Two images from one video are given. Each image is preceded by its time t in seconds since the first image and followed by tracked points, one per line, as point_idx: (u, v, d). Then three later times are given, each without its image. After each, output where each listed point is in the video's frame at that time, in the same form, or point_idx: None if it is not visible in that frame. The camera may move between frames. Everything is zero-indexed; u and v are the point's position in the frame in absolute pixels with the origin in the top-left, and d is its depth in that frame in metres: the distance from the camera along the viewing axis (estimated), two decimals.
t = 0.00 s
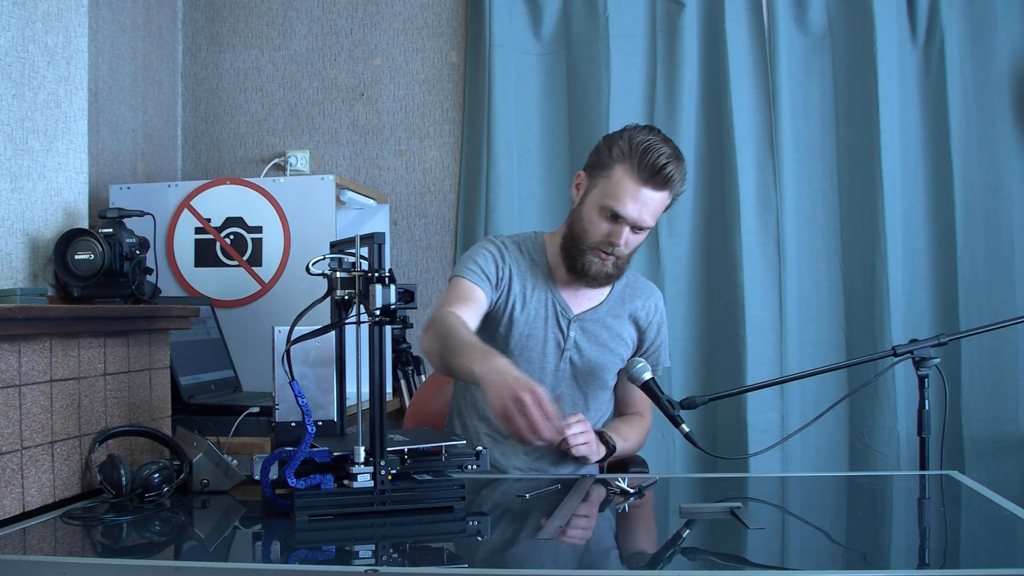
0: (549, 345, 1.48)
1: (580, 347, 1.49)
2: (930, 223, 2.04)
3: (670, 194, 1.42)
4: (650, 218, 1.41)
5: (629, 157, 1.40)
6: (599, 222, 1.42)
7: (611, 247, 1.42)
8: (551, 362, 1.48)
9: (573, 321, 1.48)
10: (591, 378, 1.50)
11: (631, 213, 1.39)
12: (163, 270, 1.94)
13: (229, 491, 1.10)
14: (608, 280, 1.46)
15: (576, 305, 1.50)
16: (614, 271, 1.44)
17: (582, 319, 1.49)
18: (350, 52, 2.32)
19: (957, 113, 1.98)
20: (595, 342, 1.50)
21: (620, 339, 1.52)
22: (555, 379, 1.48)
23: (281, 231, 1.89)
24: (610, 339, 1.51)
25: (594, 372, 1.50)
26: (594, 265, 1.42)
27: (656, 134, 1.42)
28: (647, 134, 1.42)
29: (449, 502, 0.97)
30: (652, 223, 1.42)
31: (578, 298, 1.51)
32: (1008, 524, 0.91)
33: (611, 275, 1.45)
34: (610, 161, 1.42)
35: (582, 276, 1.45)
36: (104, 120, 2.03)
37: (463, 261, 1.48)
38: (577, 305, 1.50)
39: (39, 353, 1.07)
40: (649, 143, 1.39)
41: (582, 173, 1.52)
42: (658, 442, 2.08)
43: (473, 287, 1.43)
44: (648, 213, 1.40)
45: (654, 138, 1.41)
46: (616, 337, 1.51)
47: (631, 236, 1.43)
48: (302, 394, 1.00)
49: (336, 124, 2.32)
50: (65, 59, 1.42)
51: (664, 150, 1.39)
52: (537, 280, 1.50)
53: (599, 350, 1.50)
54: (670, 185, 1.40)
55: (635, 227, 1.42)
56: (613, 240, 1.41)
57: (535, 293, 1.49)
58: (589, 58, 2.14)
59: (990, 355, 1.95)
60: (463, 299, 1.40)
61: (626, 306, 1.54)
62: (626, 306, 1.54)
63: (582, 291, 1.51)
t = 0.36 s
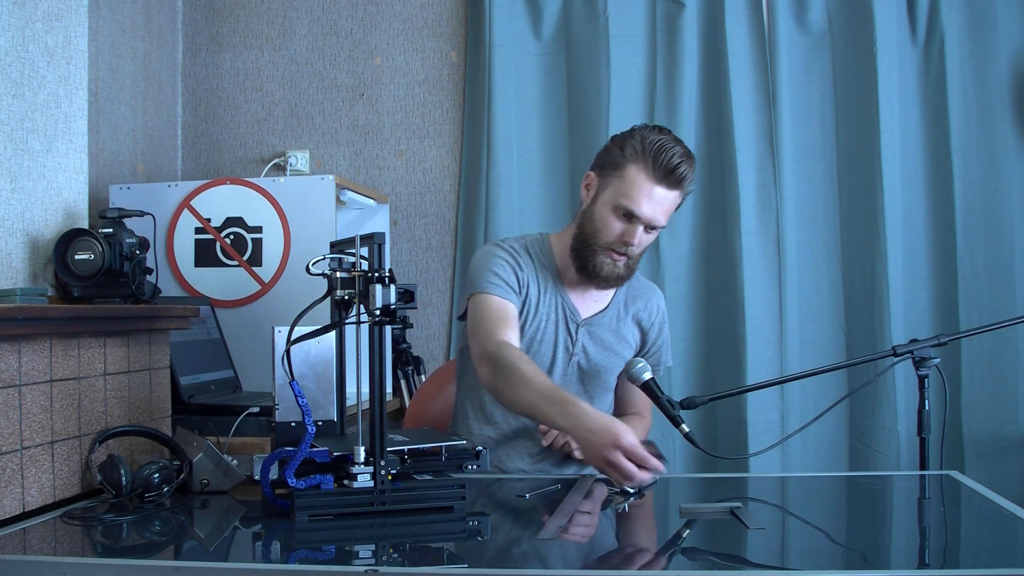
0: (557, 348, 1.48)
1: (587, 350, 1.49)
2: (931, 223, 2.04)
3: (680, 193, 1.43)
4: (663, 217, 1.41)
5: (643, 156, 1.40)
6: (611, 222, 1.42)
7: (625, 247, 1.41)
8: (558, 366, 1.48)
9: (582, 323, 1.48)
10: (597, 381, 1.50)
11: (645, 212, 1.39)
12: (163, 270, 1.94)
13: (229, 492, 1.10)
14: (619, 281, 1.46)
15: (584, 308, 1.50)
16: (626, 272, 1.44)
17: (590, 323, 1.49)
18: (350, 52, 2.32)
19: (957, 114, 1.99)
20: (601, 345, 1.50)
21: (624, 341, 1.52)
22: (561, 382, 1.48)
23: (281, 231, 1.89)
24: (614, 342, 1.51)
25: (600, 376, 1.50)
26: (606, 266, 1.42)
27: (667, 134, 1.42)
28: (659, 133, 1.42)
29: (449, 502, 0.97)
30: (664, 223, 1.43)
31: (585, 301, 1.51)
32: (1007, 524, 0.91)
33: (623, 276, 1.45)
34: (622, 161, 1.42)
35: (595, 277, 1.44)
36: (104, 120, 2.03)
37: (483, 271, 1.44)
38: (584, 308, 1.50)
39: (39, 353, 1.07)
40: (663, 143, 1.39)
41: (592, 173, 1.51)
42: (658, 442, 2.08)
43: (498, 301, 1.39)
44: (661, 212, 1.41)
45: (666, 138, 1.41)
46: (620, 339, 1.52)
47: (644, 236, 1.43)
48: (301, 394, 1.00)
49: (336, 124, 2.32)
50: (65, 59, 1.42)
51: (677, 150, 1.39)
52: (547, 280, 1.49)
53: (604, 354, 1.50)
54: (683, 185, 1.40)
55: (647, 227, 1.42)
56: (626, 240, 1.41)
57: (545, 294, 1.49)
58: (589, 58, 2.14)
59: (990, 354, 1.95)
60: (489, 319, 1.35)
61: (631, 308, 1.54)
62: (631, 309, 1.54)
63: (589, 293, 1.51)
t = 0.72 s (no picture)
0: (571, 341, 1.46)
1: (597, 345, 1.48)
2: (931, 223, 2.04)
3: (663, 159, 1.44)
4: (649, 182, 1.42)
5: (614, 131, 1.45)
6: (599, 199, 1.45)
7: (616, 218, 1.42)
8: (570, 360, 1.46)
9: (593, 317, 1.48)
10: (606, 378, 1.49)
11: (627, 180, 1.42)
12: (163, 270, 1.94)
13: (229, 491, 1.10)
14: (625, 258, 1.44)
15: (593, 301, 1.50)
16: (626, 246, 1.43)
17: (601, 316, 1.48)
18: (350, 52, 2.32)
19: (957, 114, 1.99)
20: (610, 341, 1.50)
21: (631, 339, 1.53)
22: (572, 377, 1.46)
23: (281, 231, 1.89)
24: (622, 338, 1.51)
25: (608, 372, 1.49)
26: (604, 239, 1.41)
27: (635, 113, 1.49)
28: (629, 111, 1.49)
29: (449, 502, 0.97)
30: (651, 188, 1.43)
31: (594, 295, 1.51)
32: (1007, 524, 0.91)
33: (626, 252, 1.43)
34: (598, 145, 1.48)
35: (598, 256, 1.43)
36: (104, 120, 2.03)
37: (507, 258, 1.43)
38: (595, 302, 1.50)
39: (39, 353, 1.07)
40: (633, 117, 1.45)
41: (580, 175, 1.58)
42: (658, 442, 2.08)
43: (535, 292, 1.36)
44: (645, 177, 1.42)
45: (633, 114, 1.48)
46: (628, 336, 1.52)
47: (634, 207, 1.45)
48: (301, 394, 1.00)
49: (336, 124, 2.32)
50: (65, 59, 1.42)
51: (643, 121, 1.45)
52: (561, 269, 1.49)
53: (612, 349, 1.50)
54: (659, 148, 1.43)
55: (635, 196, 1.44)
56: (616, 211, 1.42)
57: (561, 283, 1.48)
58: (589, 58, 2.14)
59: (990, 355, 1.95)
60: (530, 309, 1.31)
61: (638, 305, 1.55)
62: (638, 306, 1.55)
63: (598, 288, 1.51)
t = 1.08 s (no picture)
0: (567, 339, 1.47)
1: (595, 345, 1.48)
2: (931, 223, 2.04)
3: (642, 150, 1.45)
4: (628, 174, 1.43)
5: (594, 131, 1.48)
6: (583, 197, 1.46)
7: (600, 212, 1.42)
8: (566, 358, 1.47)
9: (590, 317, 1.48)
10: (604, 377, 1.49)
11: (604, 174, 1.43)
12: (163, 270, 1.94)
13: (229, 491, 1.10)
14: (614, 252, 1.43)
15: (590, 302, 1.50)
16: (613, 239, 1.42)
17: (598, 316, 1.49)
18: (350, 52, 2.32)
19: (957, 114, 1.99)
20: (608, 341, 1.50)
21: (631, 339, 1.53)
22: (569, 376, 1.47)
23: (281, 231, 1.89)
24: (621, 338, 1.51)
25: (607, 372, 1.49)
26: (589, 235, 1.42)
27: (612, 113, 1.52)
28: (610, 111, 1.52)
29: (449, 502, 0.97)
30: (632, 178, 1.43)
31: (592, 295, 1.51)
32: (1007, 524, 0.91)
33: (614, 246, 1.42)
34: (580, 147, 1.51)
35: (586, 252, 1.43)
36: (104, 120, 2.03)
37: (504, 259, 1.44)
38: (592, 301, 1.50)
39: (39, 353, 1.07)
40: (612, 116, 1.48)
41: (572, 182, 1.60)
42: (659, 442, 2.08)
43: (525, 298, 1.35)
44: (624, 169, 1.42)
45: (609, 114, 1.50)
46: (627, 336, 1.52)
47: (618, 200, 1.45)
48: (301, 394, 1.00)
49: (336, 124, 2.32)
50: (65, 59, 1.42)
51: (617, 117, 1.47)
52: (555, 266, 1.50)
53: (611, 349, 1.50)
54: (635, 140, 1.44)
55: (617, 190, 1.44)
56: (599, 205, 1.43)
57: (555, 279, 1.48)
58: (589, 58, 2.14)
59: (989, 355, 1.95)
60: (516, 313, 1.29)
61: (637, 305, 1.55)
62: (637, 306, 1.55)
63: (596, 287, 1.51)
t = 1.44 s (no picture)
0: (544, 338, 1.48)
1: (576, 342, 1.48)
2: (930, 223, 2.04)
3: (610, 145, 1.45)
4: (598, 171, 1.43)
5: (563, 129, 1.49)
6: (557, 199, 1.48)
7: (574, 212, 1.44)
8: (546, 357, 1.47)
9: (568, 315, 1.48)
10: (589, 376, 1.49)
11: (574, 172, 1.44)
12: (163, 270, 1.94)
13: (229, 491, 1.10)
14: (592, 251, 1.44)
15: (571, 301, 1.51)
16: (590, 237, 1.43)
17: (577, 314, 1.49)
18: (350, 52, 2.32)
19: (957, 114, 1.99)
20: (592, 338, 1.49)
21: (620, 336, 1.51)
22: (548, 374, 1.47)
23: (281, 231, 1.89)
24: (609, 335, 1.50)
25: (592, 370, 1.49)
26: (566, 236, 1.43)
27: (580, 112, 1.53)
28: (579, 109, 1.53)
29: (449, 502, 0.97)
30: (602, 174, 1.44)
31: (574, 294, 1.52)
32: (1008, 524, 0.91)
33: (591, 244, 1.43)
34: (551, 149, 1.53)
35: (562, 252, 1.45)
36: (104, 120, 2.03)
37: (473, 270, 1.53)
38: (571, 300, 1.51)
39: (39, 353, 1.07)
40: (578, 116, 1.49)
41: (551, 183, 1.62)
42: (658, 442, 2.08)
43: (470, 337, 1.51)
44: (594, 166, 1.43)
45: (576, 113, 1.52)
46: (616, 334, 1.51)
47: (592, 198, 1.45)
48: (301, 394, 1.00)
49: (336, 124, 2.32)
50: (65, 59, 1.42)
51: (583, 116, 1.48)
52: (520, 267, 1.52)
53: (598, 347, 1.49)
54: (602, 136, 1.45)
55: (590, 187, 1.45)
56: (573, 205, 1.44)
57: (523, 281, 1.51)
58: (589, 58, 2.14)
59: (989, 355, 1.95)
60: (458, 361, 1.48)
61: (624, 302, 1.54)
62: (625, 303, 1.53)
63: (578, 287, 1.52)
